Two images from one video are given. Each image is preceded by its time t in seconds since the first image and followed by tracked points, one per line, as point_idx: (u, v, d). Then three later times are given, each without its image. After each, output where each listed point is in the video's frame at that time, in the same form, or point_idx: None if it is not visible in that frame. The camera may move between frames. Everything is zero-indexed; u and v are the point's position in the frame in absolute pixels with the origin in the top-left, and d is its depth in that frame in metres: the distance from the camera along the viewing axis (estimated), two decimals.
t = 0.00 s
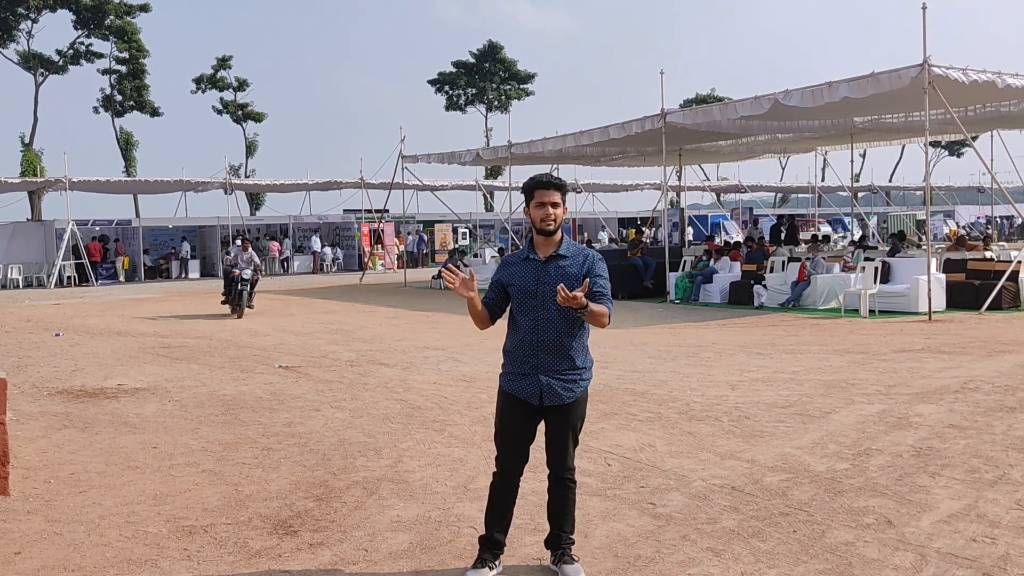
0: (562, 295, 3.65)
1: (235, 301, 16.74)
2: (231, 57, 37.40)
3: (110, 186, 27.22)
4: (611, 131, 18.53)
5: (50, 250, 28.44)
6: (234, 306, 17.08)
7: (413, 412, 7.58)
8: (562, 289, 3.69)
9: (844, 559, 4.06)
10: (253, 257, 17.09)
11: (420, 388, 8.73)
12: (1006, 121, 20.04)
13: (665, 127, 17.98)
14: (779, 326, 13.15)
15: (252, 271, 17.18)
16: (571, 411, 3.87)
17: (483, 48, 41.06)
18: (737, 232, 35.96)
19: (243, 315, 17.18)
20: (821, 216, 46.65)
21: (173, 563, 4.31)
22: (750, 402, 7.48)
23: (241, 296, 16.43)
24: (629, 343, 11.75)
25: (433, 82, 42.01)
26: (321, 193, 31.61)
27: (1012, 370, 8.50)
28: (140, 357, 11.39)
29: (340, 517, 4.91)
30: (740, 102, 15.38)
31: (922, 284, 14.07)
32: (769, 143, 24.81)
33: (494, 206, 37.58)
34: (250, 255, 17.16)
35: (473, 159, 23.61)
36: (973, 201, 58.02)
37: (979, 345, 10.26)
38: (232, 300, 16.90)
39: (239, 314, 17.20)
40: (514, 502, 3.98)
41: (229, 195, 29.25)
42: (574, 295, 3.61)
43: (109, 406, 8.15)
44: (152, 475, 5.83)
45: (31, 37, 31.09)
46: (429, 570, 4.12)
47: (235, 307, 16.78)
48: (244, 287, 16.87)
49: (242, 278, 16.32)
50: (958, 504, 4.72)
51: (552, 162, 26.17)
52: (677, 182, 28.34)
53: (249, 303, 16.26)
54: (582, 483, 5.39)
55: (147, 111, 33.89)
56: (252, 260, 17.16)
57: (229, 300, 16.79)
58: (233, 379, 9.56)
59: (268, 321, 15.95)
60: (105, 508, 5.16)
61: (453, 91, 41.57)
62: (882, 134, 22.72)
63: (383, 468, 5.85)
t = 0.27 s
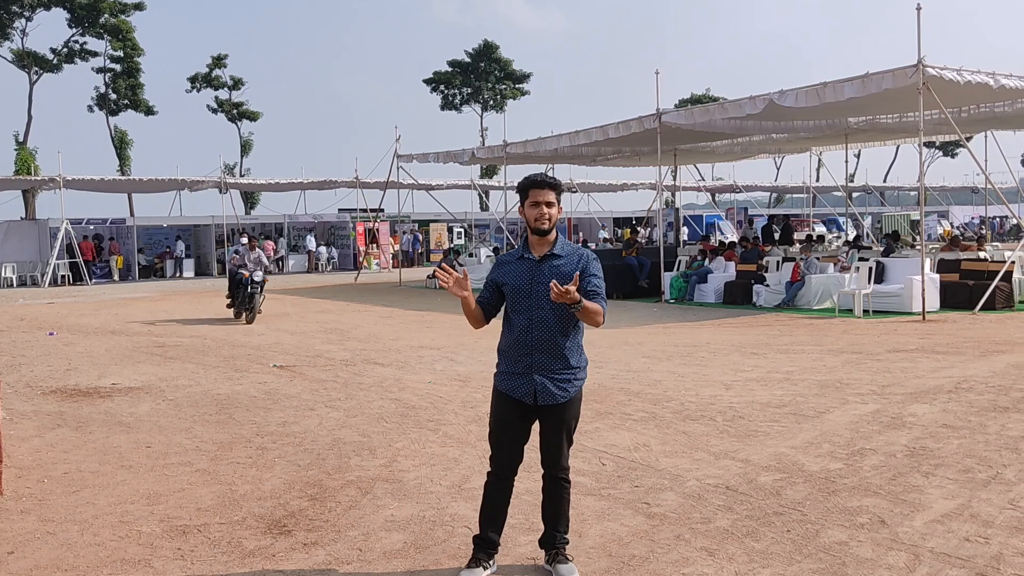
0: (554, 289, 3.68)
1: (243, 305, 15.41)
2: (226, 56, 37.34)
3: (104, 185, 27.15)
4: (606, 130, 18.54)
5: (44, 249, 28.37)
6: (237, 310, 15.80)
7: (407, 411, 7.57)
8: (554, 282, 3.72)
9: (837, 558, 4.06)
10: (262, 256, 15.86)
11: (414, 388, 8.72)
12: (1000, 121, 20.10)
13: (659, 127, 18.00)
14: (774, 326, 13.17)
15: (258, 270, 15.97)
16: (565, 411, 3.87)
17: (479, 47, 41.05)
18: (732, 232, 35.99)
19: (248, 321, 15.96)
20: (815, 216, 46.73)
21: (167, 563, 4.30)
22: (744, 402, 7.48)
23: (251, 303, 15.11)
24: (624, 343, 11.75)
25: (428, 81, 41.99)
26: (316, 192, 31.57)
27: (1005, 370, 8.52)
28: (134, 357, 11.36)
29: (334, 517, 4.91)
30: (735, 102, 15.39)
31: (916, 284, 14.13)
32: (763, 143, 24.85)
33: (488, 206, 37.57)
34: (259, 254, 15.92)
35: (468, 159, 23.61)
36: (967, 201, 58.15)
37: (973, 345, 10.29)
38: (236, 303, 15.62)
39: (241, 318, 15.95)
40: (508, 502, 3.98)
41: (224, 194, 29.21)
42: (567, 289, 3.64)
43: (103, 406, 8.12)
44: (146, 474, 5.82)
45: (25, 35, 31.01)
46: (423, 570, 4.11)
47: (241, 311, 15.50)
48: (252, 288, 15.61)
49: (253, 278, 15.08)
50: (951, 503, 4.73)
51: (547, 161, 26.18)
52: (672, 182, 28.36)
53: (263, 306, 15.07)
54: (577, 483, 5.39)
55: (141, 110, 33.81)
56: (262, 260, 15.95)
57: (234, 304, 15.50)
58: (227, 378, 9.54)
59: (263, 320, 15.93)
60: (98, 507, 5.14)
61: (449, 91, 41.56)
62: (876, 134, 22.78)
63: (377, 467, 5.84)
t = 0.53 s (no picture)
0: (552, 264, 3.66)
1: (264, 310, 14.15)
2: (219, 53, 37.25)
3: (97, 183, 27.09)
4: (600, 130, 18.55)
5: (36, 248, 28.29)
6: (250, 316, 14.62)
7: (401, 410, 7.57)
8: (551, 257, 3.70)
9: (829, 557, 4.07)
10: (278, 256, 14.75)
11: (408, 386, 8.71)
12: (992, 122, 20.18)
13: (653, 127, 18.01)
14: (767, 325, 13.19)
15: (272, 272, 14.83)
16: (559, 410, 3.86)
17: (473, 46, 41.04)
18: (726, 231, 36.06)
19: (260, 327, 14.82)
20: (809, 215, 46.81)
21: (158, 562, 4.28)
22: (737, 401, 7.49)
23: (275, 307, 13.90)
24: (618, 342, 11.76)
25: (423, 80, 41.95)
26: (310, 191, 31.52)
27: (997, 370, 8.55)
28: (126, 355, 11.32)
29: (326, 515, 4.89)
30: (728, 101, 15.41)
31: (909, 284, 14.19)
32: (757, 143, 24.89)
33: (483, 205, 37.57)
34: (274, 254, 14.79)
35: (462, 157, 23.60)
36: (960, 201, 58.36)
37: (965, 345, 10.32)
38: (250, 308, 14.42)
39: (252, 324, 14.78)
40: (501, 501, 3.98)
41: (217, 192, 29.15)
42: (564, 266, 3.63)
43: (95, 404, 8.09)
44: (138, 473, 5.80)
45: (17, 32, 30.90)
46: (416, 569, 4.11)
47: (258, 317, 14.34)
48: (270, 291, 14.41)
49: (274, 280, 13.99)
50: (943, 502, 4.74)
51: (541, 161, 26.18)
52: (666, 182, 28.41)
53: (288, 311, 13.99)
54: (570, 481, 5.39)
55: (135, 108, 33.73)
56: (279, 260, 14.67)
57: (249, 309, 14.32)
58: (220, 377, 9.51)
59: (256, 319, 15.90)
60: (90, 506, 5.12)
61: (443, 89, 41.53)
62: (869, 134, 22.82)
63: (370, 466, 5.83)
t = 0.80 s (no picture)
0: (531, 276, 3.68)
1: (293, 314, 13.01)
2: (212, 51, 37.15)
3: (89, 180, 27.00)
4: (593, 129, 18.56)
5: (28, 245, 28.19)
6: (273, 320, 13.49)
7: (394, 408, 7.57)
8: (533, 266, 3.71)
9: (821, 555, 4.08)
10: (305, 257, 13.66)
11: (401, 384, 8.71)
12: (984, 122, 20.27)
13: (647, 126, 18.03)
14: (760, 324, 13.23)
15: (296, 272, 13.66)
16: (552, 408, 3.87)
17: (467, 44, 41.02)
18: (719, 231, 36.13)
19: (281, 329, 13.84)
20: (801, 215, 46.92)
21: (151, 559, 4.28)
22: (729, 400, 7.51)
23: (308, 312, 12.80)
24: (611, 340, 11.78)
25: (416, 78, 41.91)
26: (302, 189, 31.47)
27: (988, 369, 8.60)
28: (118, 353, 11.29)
29: (319, 514, 4.89)
30: (722, 101, 15.43)
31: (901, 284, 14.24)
32: (750, 142, 24.93)
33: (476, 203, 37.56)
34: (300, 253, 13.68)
35: (456, 156, 23.60)
36: (951, 201, 58.58)
37: (956, 344, 10.36)
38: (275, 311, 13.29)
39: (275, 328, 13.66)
40: (494, 499, 3.98)
41: (210, 190, 29.08)
42: (542, 275, 3.64)
43: (87, 402, 8.07)
44: (130, 470, 5.79)
45: (9, 29, 30.77)
46: (409, 567, 4.11)
47: (284, 320, 13.24)
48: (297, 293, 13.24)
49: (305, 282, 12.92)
50: (934, 501, 4.77)
51: (534, 159, 26.18)
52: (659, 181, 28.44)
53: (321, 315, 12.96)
54: (563, 480, 5.40)
55: (127, 105, 33.63)
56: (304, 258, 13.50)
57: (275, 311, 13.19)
58: (213, 375, 9.49)
59: (249, 317, 15.88)
60: (83, 503, 5.11)
61: (437, 88, 41.50)
62: (862, 135, 22.89)
63: (363, 464, 5.83)
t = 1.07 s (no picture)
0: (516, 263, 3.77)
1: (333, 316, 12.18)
2: (205, 48, 37.06)
3: (82, 177, 26.93)
4: (587, 127, 18.56)
5: (20, 242, 28.11)
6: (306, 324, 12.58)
7: (388, 406, 7.56)
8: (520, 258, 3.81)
9: (813, 553, 4.09)
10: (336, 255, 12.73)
11: (394, 382, 8.71)
12: (977, 122, 20.33)
13: (641, 125, 18.04)
14: (753, 323, 13.25)
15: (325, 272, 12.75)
16: (545, 406, 3.87)
17: (461, 42, 40.99)
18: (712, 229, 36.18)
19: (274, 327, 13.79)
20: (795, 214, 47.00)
21: (143, 557, 4.27)
22: (723, 398, 7.53)
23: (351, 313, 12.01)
24: (605, 339, 11.79)
25: (411, 76, 41.87)
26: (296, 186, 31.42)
27: (981, 368, 8.63)
28: (111, 350, 11.25)
29: (312, 511, 4.89)
30: (716, 99, 15.45)
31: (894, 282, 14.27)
32: (743, 141, 24.96)
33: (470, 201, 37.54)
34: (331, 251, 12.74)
35: (449, 154, 23.59)
36: (943, 200, 58.75)
37: (949, 343, 10.40)
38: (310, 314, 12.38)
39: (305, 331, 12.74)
40: (487, 496, 3.98)
41: (203, 187, 29.01)
42: (523, 263, 3.75)
43: (79, 399, 8.04)
44: (123, 468, 5.77)
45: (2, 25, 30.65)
46: (402, 564, 4.11)
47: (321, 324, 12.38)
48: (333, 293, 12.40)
49: (346, 283, 12.10)
50: (926, 499, 4.78)
51: (529, 157, 26.18)
52: (653, 179, 28.48)
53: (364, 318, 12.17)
54: (556, 477, 5.40)
55: (120, 102, 33.53)
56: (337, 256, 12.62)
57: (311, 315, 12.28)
58: (206, 372, 9.47)
59: (242, 315, 15.85)
60: (75, 501, 5.10)
61: (431, 86, 41.48)
62: (855, 134, 22.94)
63: (356, 462, 5.83)
